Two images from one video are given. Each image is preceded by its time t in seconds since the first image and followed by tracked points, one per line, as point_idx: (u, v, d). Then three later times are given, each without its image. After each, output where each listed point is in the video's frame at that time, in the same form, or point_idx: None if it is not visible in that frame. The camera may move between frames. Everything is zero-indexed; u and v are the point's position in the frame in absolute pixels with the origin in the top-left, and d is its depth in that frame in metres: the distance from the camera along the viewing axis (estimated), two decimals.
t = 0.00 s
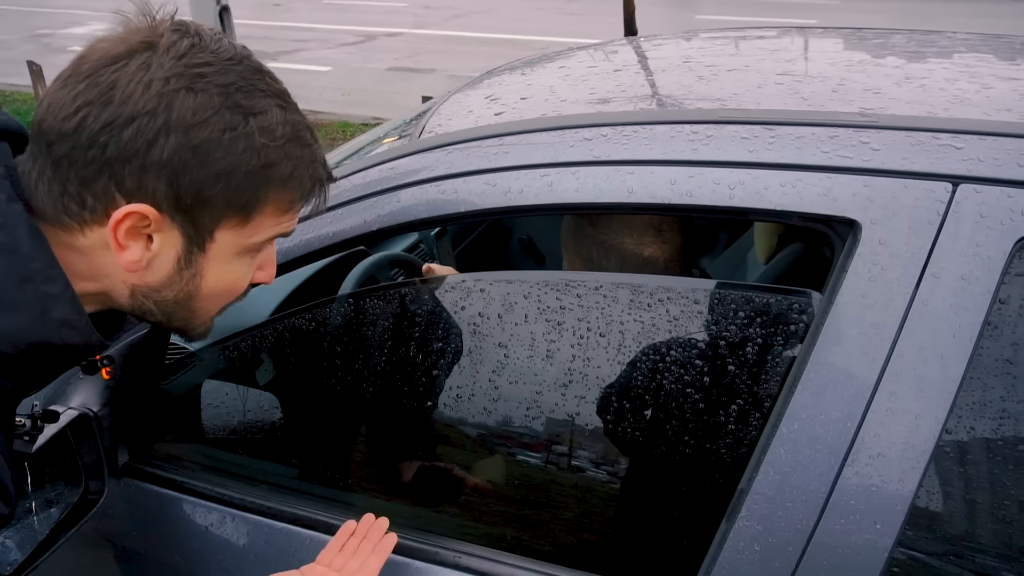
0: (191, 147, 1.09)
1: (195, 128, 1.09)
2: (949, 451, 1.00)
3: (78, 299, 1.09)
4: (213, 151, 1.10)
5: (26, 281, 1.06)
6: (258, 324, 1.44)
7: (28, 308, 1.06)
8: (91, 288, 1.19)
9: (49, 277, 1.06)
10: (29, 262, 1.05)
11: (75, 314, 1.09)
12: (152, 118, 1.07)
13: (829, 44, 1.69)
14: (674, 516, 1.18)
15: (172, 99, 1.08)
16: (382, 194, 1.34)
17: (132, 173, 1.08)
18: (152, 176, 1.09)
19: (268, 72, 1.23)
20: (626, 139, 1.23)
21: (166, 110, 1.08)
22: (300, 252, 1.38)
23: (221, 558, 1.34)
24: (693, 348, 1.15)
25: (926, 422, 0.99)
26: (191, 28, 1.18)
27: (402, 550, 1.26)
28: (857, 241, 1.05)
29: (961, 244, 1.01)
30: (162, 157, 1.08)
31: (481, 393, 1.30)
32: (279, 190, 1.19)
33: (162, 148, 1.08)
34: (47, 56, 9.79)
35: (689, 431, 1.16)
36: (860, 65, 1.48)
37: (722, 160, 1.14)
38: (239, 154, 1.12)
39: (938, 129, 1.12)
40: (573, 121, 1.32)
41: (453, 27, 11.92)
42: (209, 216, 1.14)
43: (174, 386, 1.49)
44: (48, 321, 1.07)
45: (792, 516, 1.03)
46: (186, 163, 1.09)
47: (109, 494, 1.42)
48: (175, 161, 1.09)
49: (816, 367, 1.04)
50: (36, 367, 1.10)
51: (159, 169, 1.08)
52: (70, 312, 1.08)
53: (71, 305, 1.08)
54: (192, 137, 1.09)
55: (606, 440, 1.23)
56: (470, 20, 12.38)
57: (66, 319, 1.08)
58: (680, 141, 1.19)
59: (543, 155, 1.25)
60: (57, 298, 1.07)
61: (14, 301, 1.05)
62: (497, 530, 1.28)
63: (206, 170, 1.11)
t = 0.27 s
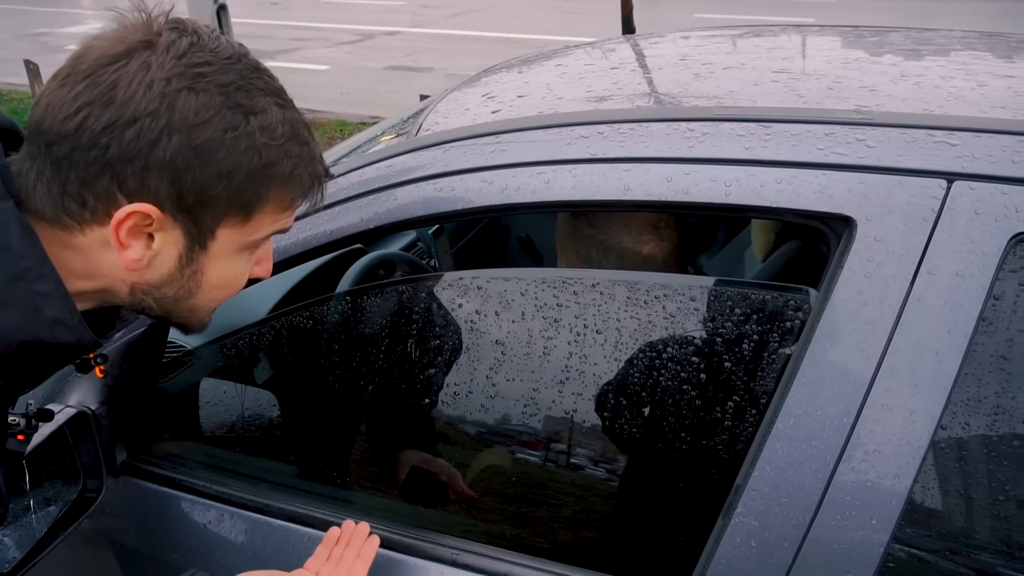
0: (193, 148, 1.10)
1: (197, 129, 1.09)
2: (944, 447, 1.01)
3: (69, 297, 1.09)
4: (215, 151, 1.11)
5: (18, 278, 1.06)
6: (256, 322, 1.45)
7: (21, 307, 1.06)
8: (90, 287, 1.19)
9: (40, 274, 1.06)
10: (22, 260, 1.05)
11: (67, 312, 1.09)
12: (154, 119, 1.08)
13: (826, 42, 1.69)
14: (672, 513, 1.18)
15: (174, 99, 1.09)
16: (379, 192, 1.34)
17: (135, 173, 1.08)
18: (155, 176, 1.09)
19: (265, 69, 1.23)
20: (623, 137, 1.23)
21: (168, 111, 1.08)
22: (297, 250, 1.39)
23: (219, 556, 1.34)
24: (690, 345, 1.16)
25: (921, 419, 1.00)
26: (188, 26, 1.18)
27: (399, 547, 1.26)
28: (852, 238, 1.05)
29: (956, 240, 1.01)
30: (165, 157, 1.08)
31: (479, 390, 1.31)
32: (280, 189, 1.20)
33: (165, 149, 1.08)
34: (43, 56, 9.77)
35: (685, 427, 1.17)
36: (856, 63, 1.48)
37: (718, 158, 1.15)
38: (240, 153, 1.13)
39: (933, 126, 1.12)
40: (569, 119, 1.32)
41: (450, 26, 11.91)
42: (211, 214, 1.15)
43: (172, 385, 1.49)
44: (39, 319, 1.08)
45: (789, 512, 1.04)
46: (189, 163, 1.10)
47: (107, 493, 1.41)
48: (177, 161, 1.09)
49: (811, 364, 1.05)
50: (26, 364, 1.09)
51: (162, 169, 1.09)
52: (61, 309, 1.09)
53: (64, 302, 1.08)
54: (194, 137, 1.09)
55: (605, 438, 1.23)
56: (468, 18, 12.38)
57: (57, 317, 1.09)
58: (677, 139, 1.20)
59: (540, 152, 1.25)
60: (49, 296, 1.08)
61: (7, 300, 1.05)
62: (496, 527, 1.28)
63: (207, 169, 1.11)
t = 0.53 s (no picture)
0: (204, 143, 1.10)
1: (208, 125, 1.10)
2: (945, 444, 1.01)
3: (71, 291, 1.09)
4: (225, 147, 1.12)
5: (19, 273, 1.06)
6: (258, 320, 1.44)
7: (22, 301, 1.06)
8: (91, 280, 1.18)
9: (41, 269, 1.06)
10: (23, 254, 1.06)
11: (69, 307, 1.09)
12: (166, 114, 1.08)
13: (828, 39, 1.69)
14: (673, 510, 1.18)
15: (186, 95, 1.09)
16: (381, 189, 1.34)
17: (144, 167, 1.08)
18: (164, 170, 1.09)
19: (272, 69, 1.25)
20: (625, 133, 1.23)
21: (180, 106, 1.08)
22: (298, 248, 1.38)
23: (219, 553, 1.33)
24: (691, 343, 1.16)
25: (923, 416, 1.00)
26: (199, 25, 1.19)
27: (400, 543, 1.26)
28: (855, 235, 1.05)
29: (959, 238, 1.01)
30: (175, 152, 1.08)
31: (480, 387, 1.31)
32: (286, 187, 1.21)
33: (175, 143, 1.08)
34: (43, 53, 9.77)
35: (687, 425, 1.17)
36: (858, 60, 1.48)
37: (720, 155, 1.15)
38: (250, 150, 1.14)
39: (935, 123, 1.12)
40: (571, 116, 1.32)
41: (451, 23, 11.90)
42: (217, 210, 1.15)
43: (173, 382, 1.49)
44: (41, 313, 1.07)
45: (790, 510, 1.04)
46: (199, 158, 1.10)
47: (109, 490, 1.41)
48: (187, 156, 1.09)
49: (813, 361, 1.05)
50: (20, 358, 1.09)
51: (172, 163, 1.09)
52: (63, 303, 1.08)
53: (64, 297, 1.08)
54: (205, 133, 1.10)
55: (606, 436, 1.23)
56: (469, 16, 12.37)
57: (58, 312, 1.08)
58: (679, 135, 1.19)
59: (542, 149, 1.25)
60: (50, 291, 1.07)
61: (9, 295, 1.05)
62: (498, 525, 1.28)
63: (217, 165, 1.12)
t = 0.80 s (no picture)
0: (213, 151, 1.10)
1: (217, 132, 1.10)
2: (938, 443, 1.02)
3: (75, 296, 1.10)
4: (233, 154, 1.12)
5: (24, 278, 1.06)
6: (253, 320, 1.44)
7: (26, 305, 1.06)
8: (98, 284, 1.19)
9: (48, 274, 1.07)
10: (29, 260, 1.06)
11: (73, 312, 1.09)
12: (176, 122, 1.08)
13: (822, 39, 1.70)
14: (668, 509, 1.19)
15: (196, 103, 1.09)
16: (376, 190, 1.34)
17: (154, 174, 1.08)
18: (173, 177, 1.09)
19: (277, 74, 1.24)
20: (619, 134, 1.23)
21: (190, 113, 1.09)
22: (293, 248, 1.39)
23: (216, 553, 1.34)
24: (686, 342, 1.16)
25: (916, 414, 1.00)
26: (206, 31, 1.19)
27: (395, 543, 1.26)
28: (848, 234, 1.06)
29: (950, 237, 1.01)
30: (185, 159, 1.09)
31: (475, 387, 1.31)
32: (292, 193, 1.21)
33: (185, 151, 1.09)
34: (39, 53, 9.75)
35: (681, 424, 1.17)
36: (852, 60, 1.49)
37: (714, 155, 1.15)
38: (258, 157, 1.14)
39: (928, 123, 1.12)
40: (565, 116, 1.32)
41: (447, 23, 11.90)
42: (225, 216, 1.15)
43: (169, 383, 1.49)
44: (45, 319, 1.07)
45: (784, 509, 1.04)
46: (208, 165, 1.10)
47: (105, 491, 1.42)
48: (196, 163, 1.09)
49: (807, 360, 1.05)
50: (26, 363, 1.09)
51: (181, 170, 1.09)
52: (69, 308, 1.09)
53: (70, 303, 1.09)
54: (214, 140, 1.10)
55: (603, 435, 1.23)
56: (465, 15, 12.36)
57: (63, 317, 1.08)
58: (673, 135, 1.20)
59: (537, 149, 1.25)
60: (55, 296, 1.08)
61: (11, 299, 1.05)
62: (494, 525, 1.28)
63: (225, 172, 1.12)
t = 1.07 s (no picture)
0: (222, 131, 1.12)
1: (224, 113, 1.12)
2: (931, 442, 1.02)
3: (83, 291, 1.09)
4: (241, 133, 1.14)
5: (34, 272, 1.05)
6: (249, 321, 1.45)
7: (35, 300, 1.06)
8: (108, 271, 1.18)
9: (56, 269, 1.07)
10: (37, 254, 1.06)
11: (81, 306, 1.09)
12: (184, 104, 1.10)
13: (817, 41, 1.70)
14: (664, 508, 1.19)
15: (202, 84, 1.11)
16: (372, 190, 1.34)
17: (164, 156, 1.10)
18: (183, 158, 1.11)
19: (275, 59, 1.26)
20: (614, 134, 1.24)
21: (197, 95, 1.10)
22: (289, 248, 1.39)
23: (213, 553, 1.33)
24: (680, 342, 1.16)
25: (909, 414, 1.01)
26: (204, 17, 1.21)
27: (391, 543, 1.26)
28: (841, 234, 1.06)
29: (943, 237, 1.02)
30: (195, 140, 1.11)
31: (471, 388, 1.31)
32: (297, 172, 1.23)
33: (195, 132, 1.11)
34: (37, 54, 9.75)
35: (676, 424, 1.17)
36: (846, 61, 1.49)
37: (708, 156, 1.16)
38: (264, 137, 1.16)
39: (921, 124, 1.13)
40: (560, 117, 1.33)
41: (445, 24, 11.90)
42: (234, 197, 1.17)
43: (164, 384, 1.49)
44: (53, 313, 1.07)
45: (778, 507, 1.04)
46: (216, 145, 1.12)
47: (101, 491, 1.41)
48: (206, 143, 1.11)
49: (800, 360, 1.05)
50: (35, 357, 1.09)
51: (191, 151, 1.11)
52: (78, 303, 1.09)
53: (78, 298, 1.08)
54: (222, 120, 1.12)
55: (601, 436, 1.24)
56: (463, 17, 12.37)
57: (72, 312, 1.08)
58: (667, 136, 1.20)
59: (532, 150, 1.25)
60: (64, 291, 1.07)
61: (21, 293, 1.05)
62: (492, 525, 1.28)
63: (233, 151, 1.14)
